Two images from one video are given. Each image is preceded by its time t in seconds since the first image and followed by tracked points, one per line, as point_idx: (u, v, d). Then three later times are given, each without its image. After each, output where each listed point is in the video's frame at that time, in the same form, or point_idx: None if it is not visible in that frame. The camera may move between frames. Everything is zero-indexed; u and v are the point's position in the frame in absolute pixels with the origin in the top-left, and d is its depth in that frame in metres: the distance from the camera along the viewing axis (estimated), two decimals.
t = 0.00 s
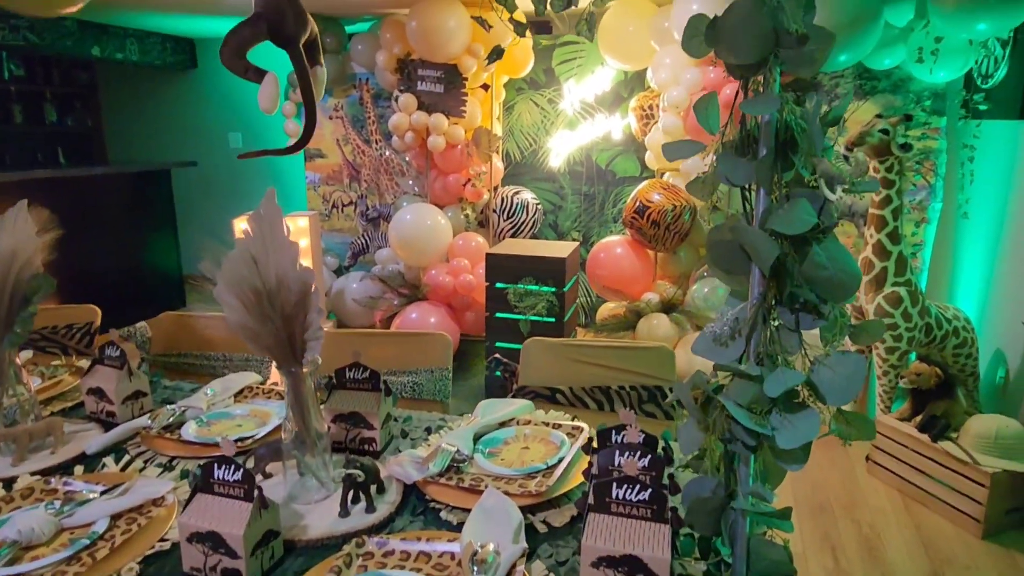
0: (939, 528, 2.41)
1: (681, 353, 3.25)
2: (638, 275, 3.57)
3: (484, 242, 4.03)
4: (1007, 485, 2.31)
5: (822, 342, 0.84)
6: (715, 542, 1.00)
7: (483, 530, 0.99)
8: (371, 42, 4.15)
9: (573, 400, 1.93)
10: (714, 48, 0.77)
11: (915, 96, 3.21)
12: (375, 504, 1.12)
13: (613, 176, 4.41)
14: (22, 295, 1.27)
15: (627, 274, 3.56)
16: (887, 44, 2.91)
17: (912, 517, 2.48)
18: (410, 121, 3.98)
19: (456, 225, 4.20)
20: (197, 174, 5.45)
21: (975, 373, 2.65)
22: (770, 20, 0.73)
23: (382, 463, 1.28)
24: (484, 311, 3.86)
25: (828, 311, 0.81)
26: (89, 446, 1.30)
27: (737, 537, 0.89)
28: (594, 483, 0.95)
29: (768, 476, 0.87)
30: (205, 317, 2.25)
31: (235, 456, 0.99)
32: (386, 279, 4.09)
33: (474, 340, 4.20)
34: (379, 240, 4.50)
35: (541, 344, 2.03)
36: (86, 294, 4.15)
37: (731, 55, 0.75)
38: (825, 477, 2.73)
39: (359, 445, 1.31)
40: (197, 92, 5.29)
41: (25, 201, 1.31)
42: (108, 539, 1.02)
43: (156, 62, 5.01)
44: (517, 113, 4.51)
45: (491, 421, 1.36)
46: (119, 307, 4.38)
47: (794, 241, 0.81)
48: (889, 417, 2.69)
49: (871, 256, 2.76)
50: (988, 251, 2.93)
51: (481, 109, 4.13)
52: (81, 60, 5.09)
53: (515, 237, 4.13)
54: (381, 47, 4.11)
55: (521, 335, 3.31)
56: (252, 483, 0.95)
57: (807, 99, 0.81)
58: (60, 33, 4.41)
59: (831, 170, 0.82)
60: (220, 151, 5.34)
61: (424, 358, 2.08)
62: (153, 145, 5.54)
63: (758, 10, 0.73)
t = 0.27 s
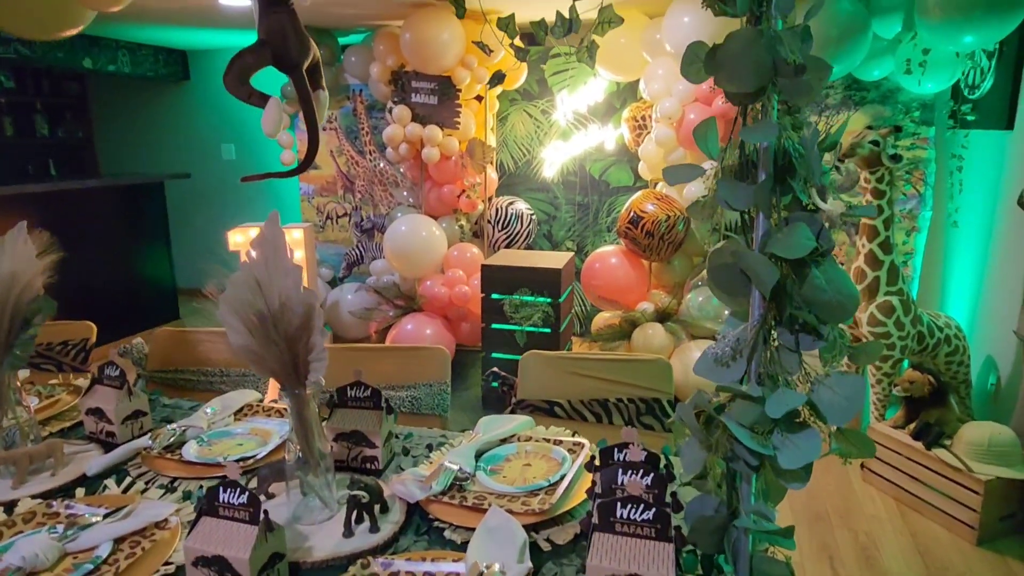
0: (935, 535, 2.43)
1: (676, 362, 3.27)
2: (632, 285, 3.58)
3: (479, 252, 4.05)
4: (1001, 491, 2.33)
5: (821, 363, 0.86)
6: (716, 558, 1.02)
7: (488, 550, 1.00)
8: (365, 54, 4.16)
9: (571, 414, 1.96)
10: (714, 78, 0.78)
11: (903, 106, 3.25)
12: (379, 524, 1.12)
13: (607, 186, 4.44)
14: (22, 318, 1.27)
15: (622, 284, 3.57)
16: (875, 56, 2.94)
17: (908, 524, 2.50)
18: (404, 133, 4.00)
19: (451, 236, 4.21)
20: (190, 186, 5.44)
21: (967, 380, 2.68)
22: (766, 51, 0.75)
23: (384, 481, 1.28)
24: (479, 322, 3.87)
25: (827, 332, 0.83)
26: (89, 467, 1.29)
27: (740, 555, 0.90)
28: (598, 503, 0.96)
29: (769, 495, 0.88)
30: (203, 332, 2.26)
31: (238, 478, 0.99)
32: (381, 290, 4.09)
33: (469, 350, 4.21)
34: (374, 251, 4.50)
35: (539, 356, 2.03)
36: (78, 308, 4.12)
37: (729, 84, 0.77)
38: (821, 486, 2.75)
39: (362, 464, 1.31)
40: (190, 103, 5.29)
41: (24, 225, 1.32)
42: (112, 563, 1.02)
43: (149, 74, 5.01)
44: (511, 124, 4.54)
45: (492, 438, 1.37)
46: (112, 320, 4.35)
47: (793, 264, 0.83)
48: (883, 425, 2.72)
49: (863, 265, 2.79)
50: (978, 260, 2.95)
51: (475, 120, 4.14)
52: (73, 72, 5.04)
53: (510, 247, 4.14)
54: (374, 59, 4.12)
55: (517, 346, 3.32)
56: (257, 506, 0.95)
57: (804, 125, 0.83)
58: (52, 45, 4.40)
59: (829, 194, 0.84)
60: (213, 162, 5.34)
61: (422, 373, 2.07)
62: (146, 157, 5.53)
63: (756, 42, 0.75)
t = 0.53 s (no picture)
0: (932, 543, 2.44)
1: (673, 371, 3.27)
2: (628, 294, 3.59)
3: (475, 262, 4.05)
4: (996, 499, 2.35)
5: (824, 383, 0.86)
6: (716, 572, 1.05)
7: (493, 568, 1.00)
8: (359, 65, 4.16)
9: (571, 426, 1.98)
10: (716, 103, 0.79)
11: (896, 116, 3.32)
12: (383, 544, 1.11)
13: (602, 195, 4.46)
14: (20, 339, 1.26)
15: (617, 293, 3.58)
16: (867, 67, 2.96)
17: (905, 532, 2.51)
18: (399, 143, 4.01)
19: (446, 245, 4.21)
20: (184, 197, 5.42)
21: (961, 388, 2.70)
22: (769, 77, 0.76)
23: (386, 500, 1.28)
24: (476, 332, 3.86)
25: (830, 353, 0.83)
26: (88, 488, 1.28)
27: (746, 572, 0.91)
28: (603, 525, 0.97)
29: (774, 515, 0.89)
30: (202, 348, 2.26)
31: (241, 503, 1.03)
32: (377, 301, 4.08)
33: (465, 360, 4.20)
34: (369, 261, 4.49)
35: (538, 369, 2.02)
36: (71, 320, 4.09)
37: (732, 108, 0.77)
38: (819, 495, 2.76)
39: (363, 482, 1.31)
40: (183, 114, 5.28)
41: (22, 245, 1.31)
42: None
43: (142, 85, 4.99)
44: (506, 134, 4.55)
45: (494, 454, 1.36)
46: (105, 332, 4.32)
47: (796, 285, 0.84)
48: (879, 433, 2.73)
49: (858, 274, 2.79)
50: (970, 266, 2.97)
51: (471, 130, 4.14)
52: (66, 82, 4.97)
53: (506, 256, 4.14)
54: (369, 70, 4.13)
55: (514, 356, 3.31)
56: (261, 530, 1.00)
57: (805, 147, 0.84)
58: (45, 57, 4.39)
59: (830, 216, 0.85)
60: (207, 173, 5.32)
61: (421, 387, 2.07)
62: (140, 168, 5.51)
63: (757, 68, 0.76)
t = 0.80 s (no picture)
0: (931, 555, 2.44)
1: (671, 382, 3.28)
2: (625, 305, 3.59)
3: (472, 274, 4.05)
4: (994, 510, 2.36)
5: (827, 410, 0.87)
6: None
7: None
8: (356, 78, 4.17)
9: (570, 442, 1.97)
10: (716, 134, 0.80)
11: (889, 127, 3.34)
12: (385, 569, 1.11)
13: (598, 206, 4.47)
14: (20, 365, 1.26)
15: (614, 304, 3.59)
16: (860, 79, 2.97)
17: (904, 544, 2.51)
18: (396, 155, 4.02)
19: (443, 257, 4.21)
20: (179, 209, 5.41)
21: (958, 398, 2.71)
22: (769, 108, 0.77)
23: (388, 523, 1.28)
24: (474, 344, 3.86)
25: (832, 379, 0.84)
26: (88, 514, 1.28)
27: None
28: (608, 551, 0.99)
29: (777, 541, 0.89)
30: (198, 364, 2.25)
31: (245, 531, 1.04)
32: (374, 312, 4.08)
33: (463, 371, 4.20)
34: (366, 272, 4.49)
35: (537, 386, 2.02)
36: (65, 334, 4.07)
37: (733, 139, 0.78)
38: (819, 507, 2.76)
39: (365, 505, 1.31)
40: (179, 126, 5.27)
41: (20, 269, 1.31)
42: None
43: (138, 97, 4.98)
44: (502, 145, 4.56)
45: (495, 475, 1.36)
46: (100, 346, 4.30)
47: (797, 312, 0.84)
48: (878, 444, 2.74)
49: (854, 286, 2.80)
50: (965, 276, 2.98)
51: (467, 142, 4.16)
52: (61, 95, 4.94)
53: (503, 268, 4.14)
54: (366, 82, 4.13)
55: (512, 369, 3.31)
56: (263, 560, 1.00)
57: (804, 176, 0.85)
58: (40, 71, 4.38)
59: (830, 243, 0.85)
60: (204, 185, 5.32)
61: (420, 404, 2.06)
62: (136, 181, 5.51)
63: (757, 100, 0.76)
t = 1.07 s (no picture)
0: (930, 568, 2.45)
1: (669, 395, 3.28)
2: (623, 317, 3.59)
3: (469, 286, 4.05)
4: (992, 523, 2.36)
5: (825, 436, 0.87)
6: None
7: None
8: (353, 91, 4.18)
9: (569, 459, 1.99)
10: (714, 164, 0.81)
11: (883, 139, 3.44)
12: None
13: (595, 217, 4.49)
14: (19, 389, 1.26)
15: (612, 316, 3.59)
16: (855, 92, 2.97)
17: (904, 557, 2.52)
18: (393, 168, 4.03)
19: (440, 269, 4.21)
20: (176, 221, 5.40)
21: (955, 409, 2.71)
22: (764, 139, 0.77)
23: (388, 545, 1.28)
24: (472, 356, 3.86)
25: (829, 406, 0.84)
26: (86, 538, 1.28)
27: None
28: None
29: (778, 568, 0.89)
30: (195, 381, 2.23)
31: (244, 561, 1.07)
32: (371, 325, 4.08)
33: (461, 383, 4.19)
34: (363, 285, 4.48)
35: (535, 402, 2.02)
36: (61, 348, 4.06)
37: (730, 170, 0.79)
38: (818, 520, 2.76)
39: (364, 527, 1.31)
40: (176, 138, 5.28)
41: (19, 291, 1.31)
42: None
43: (135, 110, 4.98)
44: (499, 157, 4.58)
45: (494, 496, 1.36)
46: (97, 360, 4.28)
47: (794, 340, 0.85)
48: (876, 456, 2.75)
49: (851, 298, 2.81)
50: (960, 287, 3.00)
51: (464, 154, 4.18)
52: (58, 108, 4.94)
53: (500, 280, 4.14)
54: (363, 95, 4.14)
55: (510, 382, 3.30)
56: None
57: (800, 204, 0.85)
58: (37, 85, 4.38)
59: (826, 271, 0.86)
60: (201, 197, 5.32)
61: (419, 421, 2.06)
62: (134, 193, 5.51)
63: (753, 132, 0.77)
